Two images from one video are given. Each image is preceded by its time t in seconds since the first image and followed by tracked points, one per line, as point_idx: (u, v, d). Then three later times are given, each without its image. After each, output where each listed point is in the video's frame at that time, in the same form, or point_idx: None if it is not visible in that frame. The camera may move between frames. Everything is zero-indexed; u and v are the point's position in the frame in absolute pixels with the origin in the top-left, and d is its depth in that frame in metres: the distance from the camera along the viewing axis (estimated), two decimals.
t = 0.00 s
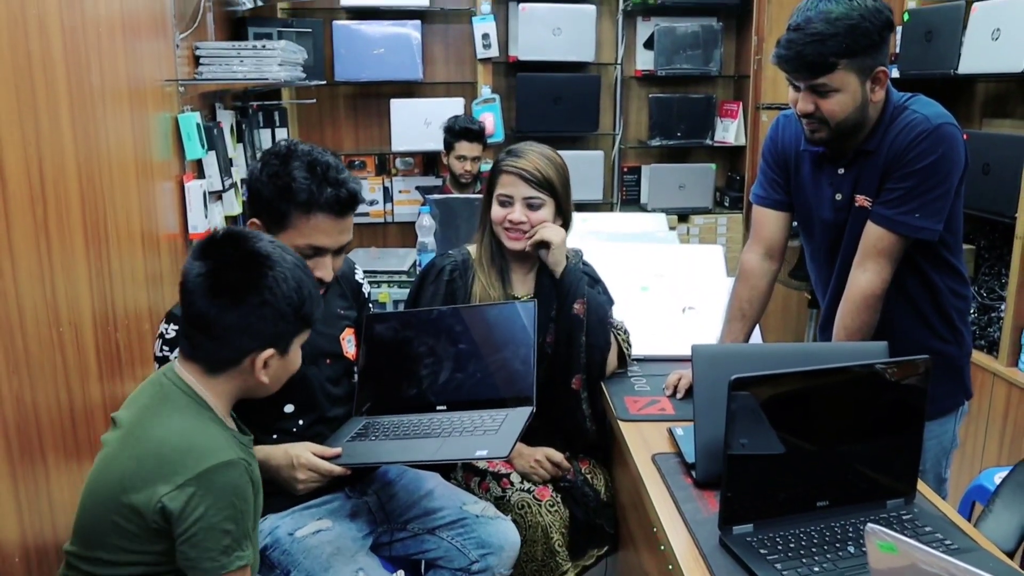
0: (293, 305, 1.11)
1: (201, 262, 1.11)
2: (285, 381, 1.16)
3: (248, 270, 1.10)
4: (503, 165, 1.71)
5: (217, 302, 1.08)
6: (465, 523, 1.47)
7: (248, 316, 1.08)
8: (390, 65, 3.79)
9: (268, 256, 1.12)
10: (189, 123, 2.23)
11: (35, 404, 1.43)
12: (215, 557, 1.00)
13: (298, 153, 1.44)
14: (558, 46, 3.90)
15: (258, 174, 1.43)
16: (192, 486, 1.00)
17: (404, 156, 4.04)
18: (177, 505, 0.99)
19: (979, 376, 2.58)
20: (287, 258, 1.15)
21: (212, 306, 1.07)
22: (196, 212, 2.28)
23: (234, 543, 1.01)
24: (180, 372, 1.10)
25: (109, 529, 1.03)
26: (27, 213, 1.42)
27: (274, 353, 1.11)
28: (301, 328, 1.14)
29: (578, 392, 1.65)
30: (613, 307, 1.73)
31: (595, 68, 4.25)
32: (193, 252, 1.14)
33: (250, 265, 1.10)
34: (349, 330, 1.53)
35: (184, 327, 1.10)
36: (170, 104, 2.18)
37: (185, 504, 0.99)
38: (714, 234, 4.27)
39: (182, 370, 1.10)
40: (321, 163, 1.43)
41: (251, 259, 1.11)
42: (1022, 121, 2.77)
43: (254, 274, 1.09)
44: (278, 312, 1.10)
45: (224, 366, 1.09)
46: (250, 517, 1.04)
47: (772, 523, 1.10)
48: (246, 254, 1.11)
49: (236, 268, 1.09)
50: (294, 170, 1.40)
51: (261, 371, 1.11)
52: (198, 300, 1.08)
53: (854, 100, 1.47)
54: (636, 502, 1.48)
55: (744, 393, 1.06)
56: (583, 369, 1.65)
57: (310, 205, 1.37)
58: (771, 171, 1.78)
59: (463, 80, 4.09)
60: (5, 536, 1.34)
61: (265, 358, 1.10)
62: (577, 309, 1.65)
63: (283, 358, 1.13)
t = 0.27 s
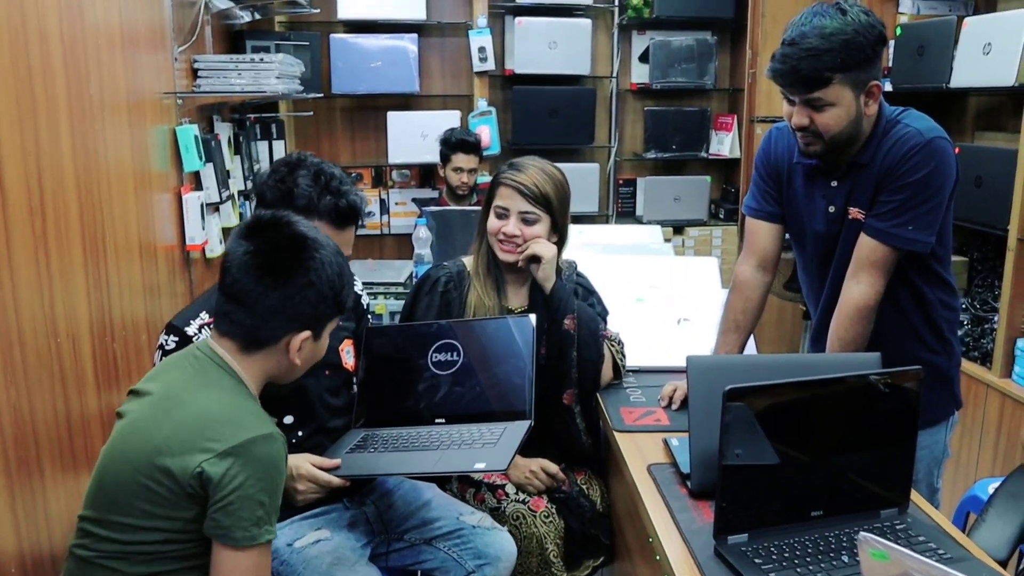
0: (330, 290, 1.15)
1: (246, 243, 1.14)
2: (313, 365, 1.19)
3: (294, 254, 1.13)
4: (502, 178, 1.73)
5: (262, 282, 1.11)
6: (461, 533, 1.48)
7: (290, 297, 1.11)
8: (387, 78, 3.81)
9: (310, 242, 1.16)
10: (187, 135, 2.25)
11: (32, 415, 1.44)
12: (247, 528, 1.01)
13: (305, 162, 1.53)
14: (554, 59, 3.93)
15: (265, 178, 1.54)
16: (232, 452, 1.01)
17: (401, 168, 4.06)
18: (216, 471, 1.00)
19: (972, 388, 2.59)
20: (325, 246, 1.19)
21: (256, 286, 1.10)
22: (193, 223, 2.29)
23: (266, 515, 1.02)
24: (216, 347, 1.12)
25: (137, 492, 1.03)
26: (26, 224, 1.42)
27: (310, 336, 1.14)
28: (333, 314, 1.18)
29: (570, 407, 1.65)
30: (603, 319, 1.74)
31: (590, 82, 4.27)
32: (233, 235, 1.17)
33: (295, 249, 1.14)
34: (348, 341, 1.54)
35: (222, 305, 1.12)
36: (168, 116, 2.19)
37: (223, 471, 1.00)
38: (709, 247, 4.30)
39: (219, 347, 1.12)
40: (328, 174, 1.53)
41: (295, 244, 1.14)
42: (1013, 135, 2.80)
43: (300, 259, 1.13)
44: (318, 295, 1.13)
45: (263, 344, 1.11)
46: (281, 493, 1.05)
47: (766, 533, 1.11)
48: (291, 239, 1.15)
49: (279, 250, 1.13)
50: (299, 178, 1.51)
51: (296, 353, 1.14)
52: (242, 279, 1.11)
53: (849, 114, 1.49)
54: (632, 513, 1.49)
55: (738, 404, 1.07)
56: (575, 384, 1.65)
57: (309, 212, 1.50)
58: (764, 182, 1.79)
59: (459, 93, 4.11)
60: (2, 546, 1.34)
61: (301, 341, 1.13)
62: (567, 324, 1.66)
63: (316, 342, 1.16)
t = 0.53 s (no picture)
0: (354, 306, 1.16)
1: (277, 255, 1.14)
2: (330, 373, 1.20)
3: (323, 269, 1.14)
4: (498, 186, 1.73)
5: (291, 294, 1.11)
6: (459, 538, 1.48)
7: (320, 308, 1.12)
8: (383, 85, 3.82)
9: (338, 259, 1.17)
10: (184, 142, 2.25)
11: (31, 421, 1.44)
12: (256, 530, 1.01)
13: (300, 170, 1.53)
14: (550, 66, 3.94)
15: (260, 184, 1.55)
16: (247, 454, 1.01)
17: (398, 175, 4.07)
18: (231, 470, 1.00)
19: (967, 393, 2.60)
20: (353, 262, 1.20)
21: (285, 297, 1.11)
22: (190, 230, 2.29)
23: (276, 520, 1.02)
24: (236, 350, 1.13)
25: (148, 484, 1.02)
26: (25, 231, 1.43)
27: (332, 348, 1.15)
28: (355, 327, 1.19)
29: (568, 413, 1.65)
30: (599, 324, 1.74)
31: (586, 89, 4.29)
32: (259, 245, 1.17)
33: (324, 265, 1.14)
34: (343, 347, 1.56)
35: (247, 312, 1.12)
36: (166, 123, 2.19)
37: (238, 471, 1.01)
38: (705, 254, 4.29)
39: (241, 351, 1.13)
40: (317, 181, 1.51)
41: (325, 260, 1.15)
42: (1006, 142, 2.81)
43: (328, 274, 1.14)
44: (346, 307, 1.15)
45: (284, 354, 1.12)
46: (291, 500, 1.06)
47: (762, 537, 1.11)
48: (321, 254, 1.15)
49: (308, 262, 1.14)
50: (290, 185, 1.50)
51: (316, 365, 1.15)
52: (272, 290, 1.11)
53: (844, 121, 1.50)
54: (629, 518, 1.49)
55: (733, 409, 1.08)
56: (572, 391, 1.66)
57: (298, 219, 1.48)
58: (758, 188, 1.80)
59: (456, 100, 4.12)
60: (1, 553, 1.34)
61: (323, 353, 1.14)
62: (563, 331, 1.66)
63: (337, 354, 1.17)
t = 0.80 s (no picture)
0: (343, 323, 1.16)
1: (264, 275, 1.15)
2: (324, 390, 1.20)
3: (311, 287, 1.14)
4: (499, 187, 1.73)
5: (278, 313, 1.12)
6: (460, 539, 1.48)
7: (308, 326, 1.12)
8: (383, 86, 3.82)
9: (326, 276, 1.17)
10: (185, 143, 2.25)
11: (32, 423, 1.44)
12: (242, 559, 0.99)
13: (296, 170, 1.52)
14: (549, 68, 3.94)
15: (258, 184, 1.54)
16: (231, 481, 1.00)
17: (397, 177, 4.07)
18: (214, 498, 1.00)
19: (966, 395, 2.61)
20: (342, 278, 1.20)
21: (273, 316, 1.11)
22: (190, 231, 2.29)
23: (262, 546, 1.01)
24: (227, 376, 1.13)
25: (138, 518, 1.03)
26: (27, 233, 1.43)
27: (324, 364, 1.15)
28: (346, 341, 1.19)
29: (568, 414, 1.65)
30: (600, 324, 1.74)
31: (586, 90, 4.29)
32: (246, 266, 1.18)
33: (312, 282, 1.15)
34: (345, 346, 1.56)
35: (238, 332, 1.13)
36: (166, 124, 2.19)
37: (222, 500, 1.00)
38: (705, 256, 4.28)
39: (232, 373, 1.13)
40: (314, 180, 1.49)
41: (312, 277, 1.15)
42: (1005, 144, 2.82)
43: (315, 292, 1.14)
44: (335, 323, 1.15)
45: (274, 373, 1.12)
46: (281, 525, 1.04)
47: (764, 537, 1.12)
48: (308, 272, 1.15)
49: (294, 280, 1.14)
50: (288, 186, 1.49)
51: (308, 383, 1.15)
52: (259, 310, 1.12)
53: (847, 121, 1.51)
54: (629, 519, 1.49)
55: (735, 409, 1.08)
56: (572, 392, 1.66)
57: (294, 218, 1.47)
58: (759, 190, 1.81)
59: (455, 102, 4.12)
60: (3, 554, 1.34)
61: (315, 370, 1.15)
62: (564, 332, 1.66)
63: (330, 369, 1.17)
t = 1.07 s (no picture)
0: (304, 358, 1.10)
1: (218, 308, 1.09)
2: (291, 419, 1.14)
3: (264, 321, 1.08)
4: (504, 185, 1.73)
5: (230, 350, 1.06)
6: (461, 538, 1.48)
7: (255, 368, 1.06)
8: (384, 86, 3.82)
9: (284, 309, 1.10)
10: (186, 143, 2.25)
11: (33, 422, 1.44)
12: None
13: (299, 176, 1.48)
14: (549, 68, 3.95)
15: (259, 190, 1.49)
16: (184, 508, 0.99)
17: (398, 177, 4.06)
18: (165, 528, 0.99)
19: (967, 394, 2.61)
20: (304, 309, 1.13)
21: (216, 359, 1.06)
22: (191, 230, 2.29)
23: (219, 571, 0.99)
24: (187, 401, 1.11)
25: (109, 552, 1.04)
26: (27, 231, 1.43)
27: (281, 403, 1.09)
28: (308, 376, 1.12)
29: (571, 413, 1.65)
30: (602, 325, 1.74)
31: (586, 91, 4.29)
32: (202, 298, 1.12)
33: (266, 317, 1.08)
34: (348, 347, 1.55)
35: (194, 368, 1.08)
36: (167, 124, 2.19)
37: (176, 527, 0.99)
38: (705, 255, 4.28)
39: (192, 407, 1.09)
40: (313, 184, 1.45)
41: (266, 310, 1.09)
42: (1005, 144, 2.82)
43: (269, 327, 1.08)
44: (288, 364, 1.08)
45: (231, 410, 1.07)
46: (241, 544, 1.02)
47: (766, 536, 1.11)
48: (263, 305, 1.09)
49: (242, 319, 1.07)
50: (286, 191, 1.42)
51: (267, 419, 1.09)
52: (211, 348, 1.07)
53: (852, 119, 1.51)
54: (631, 518, 1.49)
55: (739, 409, 1.08)
56: (575, 391, 1.66)
57: (290, 221, 1.38)
58: (763, 190, 1.81)
59: (455, 102, 4.12)
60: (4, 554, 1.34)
61: (272, 408, 1.09)
62: (567, 331, 1.66)
63: (291, 405, 1.11)
